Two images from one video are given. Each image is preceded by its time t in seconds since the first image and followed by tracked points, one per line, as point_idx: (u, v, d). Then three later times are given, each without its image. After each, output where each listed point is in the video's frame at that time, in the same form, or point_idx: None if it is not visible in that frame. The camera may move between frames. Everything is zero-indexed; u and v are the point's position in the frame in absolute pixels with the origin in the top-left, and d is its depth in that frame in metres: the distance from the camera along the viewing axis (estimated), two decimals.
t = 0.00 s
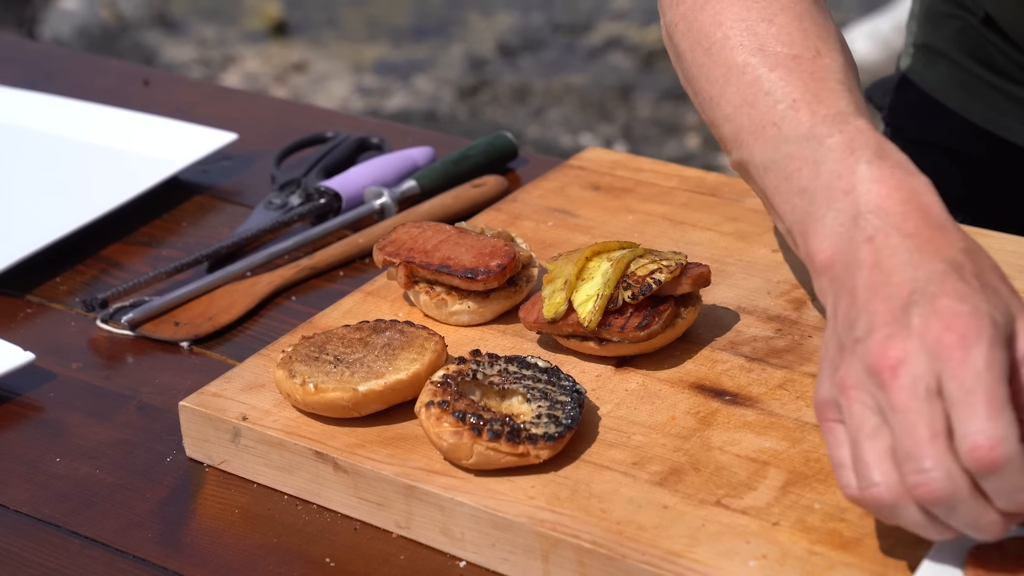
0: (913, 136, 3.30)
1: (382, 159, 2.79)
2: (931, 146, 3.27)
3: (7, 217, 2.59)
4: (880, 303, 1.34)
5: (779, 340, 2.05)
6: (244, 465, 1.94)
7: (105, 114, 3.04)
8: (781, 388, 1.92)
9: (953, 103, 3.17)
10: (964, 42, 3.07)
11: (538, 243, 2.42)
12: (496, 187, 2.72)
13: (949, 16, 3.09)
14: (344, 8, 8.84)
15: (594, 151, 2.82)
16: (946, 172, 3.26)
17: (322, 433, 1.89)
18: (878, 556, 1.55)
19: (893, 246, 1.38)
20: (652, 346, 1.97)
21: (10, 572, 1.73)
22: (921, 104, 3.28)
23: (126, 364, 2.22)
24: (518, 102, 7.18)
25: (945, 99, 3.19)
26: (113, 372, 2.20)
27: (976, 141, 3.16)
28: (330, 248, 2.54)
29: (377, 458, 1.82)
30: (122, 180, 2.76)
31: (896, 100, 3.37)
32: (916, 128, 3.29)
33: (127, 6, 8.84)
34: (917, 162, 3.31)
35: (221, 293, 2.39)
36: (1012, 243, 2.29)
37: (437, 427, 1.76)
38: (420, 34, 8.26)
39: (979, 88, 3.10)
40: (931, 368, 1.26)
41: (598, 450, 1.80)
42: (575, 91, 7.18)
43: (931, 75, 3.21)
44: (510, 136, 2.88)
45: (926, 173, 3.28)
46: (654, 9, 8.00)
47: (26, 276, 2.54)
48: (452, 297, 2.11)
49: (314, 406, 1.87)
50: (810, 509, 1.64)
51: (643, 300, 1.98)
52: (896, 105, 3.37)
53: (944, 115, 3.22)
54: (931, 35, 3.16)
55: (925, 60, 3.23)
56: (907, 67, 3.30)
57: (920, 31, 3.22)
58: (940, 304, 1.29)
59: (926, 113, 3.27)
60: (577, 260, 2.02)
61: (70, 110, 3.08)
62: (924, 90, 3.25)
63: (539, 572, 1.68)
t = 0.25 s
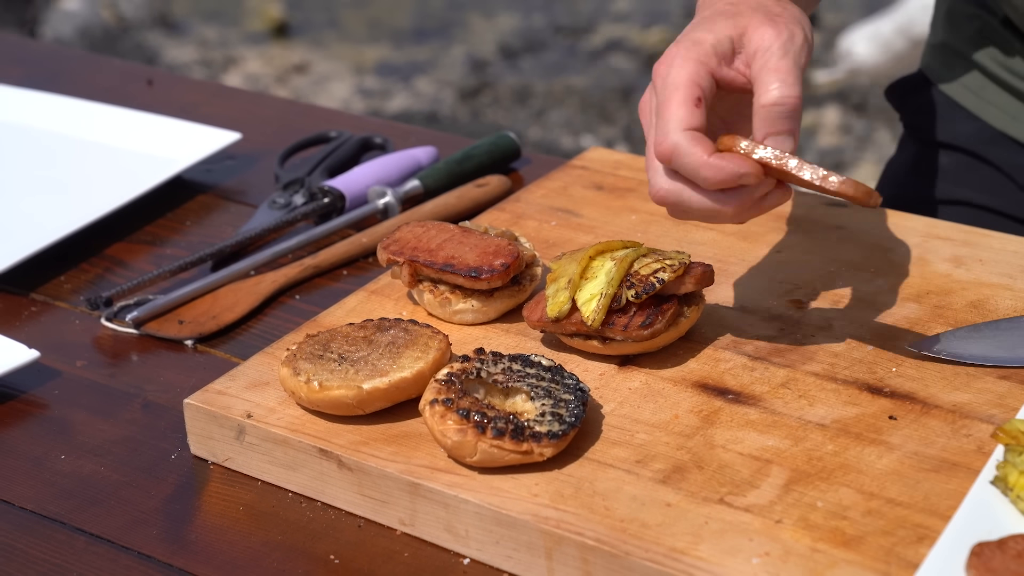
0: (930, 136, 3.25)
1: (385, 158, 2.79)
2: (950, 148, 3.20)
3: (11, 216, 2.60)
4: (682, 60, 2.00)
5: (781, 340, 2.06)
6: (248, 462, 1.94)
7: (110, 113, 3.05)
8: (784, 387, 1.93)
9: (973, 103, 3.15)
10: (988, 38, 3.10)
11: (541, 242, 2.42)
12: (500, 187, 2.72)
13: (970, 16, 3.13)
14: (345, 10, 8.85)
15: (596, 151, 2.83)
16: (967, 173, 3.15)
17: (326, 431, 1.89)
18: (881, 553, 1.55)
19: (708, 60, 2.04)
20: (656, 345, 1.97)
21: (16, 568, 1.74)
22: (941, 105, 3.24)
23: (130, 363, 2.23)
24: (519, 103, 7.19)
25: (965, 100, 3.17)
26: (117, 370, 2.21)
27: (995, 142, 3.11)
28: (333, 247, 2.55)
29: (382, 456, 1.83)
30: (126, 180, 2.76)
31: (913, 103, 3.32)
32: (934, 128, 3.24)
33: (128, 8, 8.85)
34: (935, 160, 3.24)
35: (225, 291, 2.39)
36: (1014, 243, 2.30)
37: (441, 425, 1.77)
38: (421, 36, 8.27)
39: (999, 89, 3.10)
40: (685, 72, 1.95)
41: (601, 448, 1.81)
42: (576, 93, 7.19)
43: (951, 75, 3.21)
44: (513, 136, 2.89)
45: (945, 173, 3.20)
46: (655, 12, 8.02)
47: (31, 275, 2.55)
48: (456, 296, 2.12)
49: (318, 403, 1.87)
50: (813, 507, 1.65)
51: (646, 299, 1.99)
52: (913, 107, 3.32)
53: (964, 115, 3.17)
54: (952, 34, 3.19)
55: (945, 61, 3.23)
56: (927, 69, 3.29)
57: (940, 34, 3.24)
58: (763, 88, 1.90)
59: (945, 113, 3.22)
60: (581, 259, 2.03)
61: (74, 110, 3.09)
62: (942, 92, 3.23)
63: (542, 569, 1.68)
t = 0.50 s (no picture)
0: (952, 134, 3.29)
1: (388, 158, 2.80)
2: (969, 146, 3.27)
3: (15, 214, 2.61)
4: (420, 71, 2.52)
5: (784, 339, 2.07)
6: (252, 460, 1.95)
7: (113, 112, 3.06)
8: (786, 386, 1.94)
9: (997, 105, 3.18)
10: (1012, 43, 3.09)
11: (544, 242, 2.43)
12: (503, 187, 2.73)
13: (994, 17, 3.12)
14: (345, 11, 8.86)
15: (599, 151, 2.84)
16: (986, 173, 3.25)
17: (331, 428, 1.90)
18: (883, 551, 1.56)
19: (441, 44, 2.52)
20: (659, 344, 1.98)
21: (21, 564, 1.74)
22: (964, 104, 3.26)
23: (134, 360, 2.23)
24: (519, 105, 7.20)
25: (986, 100, 3.19)
26: (121, 367, 2.21)
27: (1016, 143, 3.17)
28: (336, 245, 2.56)
29: (386, 453, 1.83)
30: (129, 178, 2.77)
31: (937, 99, 3.33)
32: (958, 127, 3.27)
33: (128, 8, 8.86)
34: (955, 158, 3.29)
35: (229, 290, 2.40)
36: (1015, 244, 2.31)
37: (445, 423, 1.77)
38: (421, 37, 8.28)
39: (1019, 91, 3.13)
40: (422, 101, 2.43)
41: (605, 447, 1.82)
42: (576, 95, 7.20)
43: (972, 75, 3.22)
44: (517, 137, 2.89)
45: (965, 171, 3.28)
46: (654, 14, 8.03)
47: (34, 273, 2.56)
48: (460, 295, 2.13)
49: (323, 401, 1.88)
50: (815, 505, 1.66)
51: (649, 298, 1.99)
52: (937, 104, 3.33)
53: (984, 115, 3.22)
54: (977, 34, 3.18)
55: (968, 60, 3.22)
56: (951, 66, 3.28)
57: (964, 32, 3.22)
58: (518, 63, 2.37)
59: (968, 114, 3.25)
60: (584, 258, 2.04)
61: (78, 108, 3.09)
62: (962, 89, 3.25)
63: (545, 567, 1.69)
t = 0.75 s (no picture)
0: (970, 134, 3.30)
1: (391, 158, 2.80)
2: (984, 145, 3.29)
3: (18, 212, 2.61)
4: (390, 81, 2.49)
5: (787, 337, 2.07)
6: (257, 457, 1.95)
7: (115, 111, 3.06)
8: (790, 384, 1.94)
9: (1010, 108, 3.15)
10: None
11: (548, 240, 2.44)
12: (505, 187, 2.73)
13: (1012, 18, 3.07)
14: (345, 12, 8.86)
15: (602, 151, 2.84)
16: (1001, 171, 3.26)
17: (335, 426, 1.90)
18: (888, 549, 1.56)
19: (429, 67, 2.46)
20: (662, 342, 1.98)
21: (26, 562, 1.74)
22: (983, 105, 3.25)
23: (138, 359, 2.24)
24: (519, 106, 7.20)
25: (1000, 100, 3.16)
26: (125, 366, 2.21)
27: None
28: (339, 245, 2.56)
29: (390, 451, 1.84)
30: (133, 178, 2.77)
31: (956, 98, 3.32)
32: (974, 127, 3.28)
33: (128, 10, 8.85)
34: (970, 158, 3.31)
35: (232, 288, 2.40)
36: (1019, 243, 2.31)
37: (449, 420, 1.77)
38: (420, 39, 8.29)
39: None
40: (382, 106, 2.44)
41: (609, 444, 1.82)
42: (576, 96, 7.20)
43: (988, 76, 3.19)
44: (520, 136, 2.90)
45: (979, 171, 3.30)
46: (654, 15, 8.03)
47: (38, 272, 2.56)
48: (463, 293, 2.14)
49: (327, 399, 1.88)
50: (820, 503, 1.66)
51: (653, 296, 2.00)
52: (957, 102, 3.32)
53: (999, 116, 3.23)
54: (994, 37, 3.14)
55: (986, 61, 3.19)
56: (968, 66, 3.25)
57: (984, 32, 3.19)
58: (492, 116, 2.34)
59: (986, 115, 3.25)
60: (588, 257, 2.04)
61: (80, 107, 3.09)
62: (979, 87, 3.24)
63: (550, 564, 1.69)
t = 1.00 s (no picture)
0: (970, 136, 3.32)
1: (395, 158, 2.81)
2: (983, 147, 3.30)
3: (22, 212, 2.61)
4: (464, 95, 2.54)
5: (791, 338, 2.07)
6: (260, 457, 1.96)
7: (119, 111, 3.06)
8: (793, 384, 1.94)
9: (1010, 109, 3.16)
10: None
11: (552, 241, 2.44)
12: (508, 186, 2.74)
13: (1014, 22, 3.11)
14: (346, 13, 8.87)
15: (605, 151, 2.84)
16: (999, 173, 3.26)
17: (339, 426, 1.90)
18: (891, 549, 1.56)
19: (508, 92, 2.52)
20: (666, 342, 1.98)
21: (30, 560, 1.75)
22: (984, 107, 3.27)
23: (141, 358, 2.24)
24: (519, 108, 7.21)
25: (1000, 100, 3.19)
26: (129, 365, 2.22)
27: None
28: (343, 245, 2.56)
29: (394, 450, 1.84)
30: (136, 177, 2.78)
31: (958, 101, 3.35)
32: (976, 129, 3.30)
33: (129, 10, 8.86)
34: (969, 160, 3.32)
35: (236, 288, 2.41)
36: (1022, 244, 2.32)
37: (454, 420, 1.78)
38: (422, 40, 8.29)
39: None
40: (454, 118, 2.50)
41: (612, 444, 1.82)
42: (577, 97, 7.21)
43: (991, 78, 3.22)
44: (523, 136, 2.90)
45: (978, 172, 3.30)
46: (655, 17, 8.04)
47: (42, 271, 2.56)
48: (467, 293, 2.14)
49: (331, 398, 1.88)
50: (823, 503, 1.66)
51: (657, 296, 2.00)
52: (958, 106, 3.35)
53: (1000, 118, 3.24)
54: (997, 39, 3.19)
55: (989, 63, 3.23)
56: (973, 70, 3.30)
57: (988, 36, 3.24)
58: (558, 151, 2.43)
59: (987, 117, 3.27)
60: (592, 257, 2.04)
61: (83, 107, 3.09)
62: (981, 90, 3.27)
63: (553, 564, 1.70)
